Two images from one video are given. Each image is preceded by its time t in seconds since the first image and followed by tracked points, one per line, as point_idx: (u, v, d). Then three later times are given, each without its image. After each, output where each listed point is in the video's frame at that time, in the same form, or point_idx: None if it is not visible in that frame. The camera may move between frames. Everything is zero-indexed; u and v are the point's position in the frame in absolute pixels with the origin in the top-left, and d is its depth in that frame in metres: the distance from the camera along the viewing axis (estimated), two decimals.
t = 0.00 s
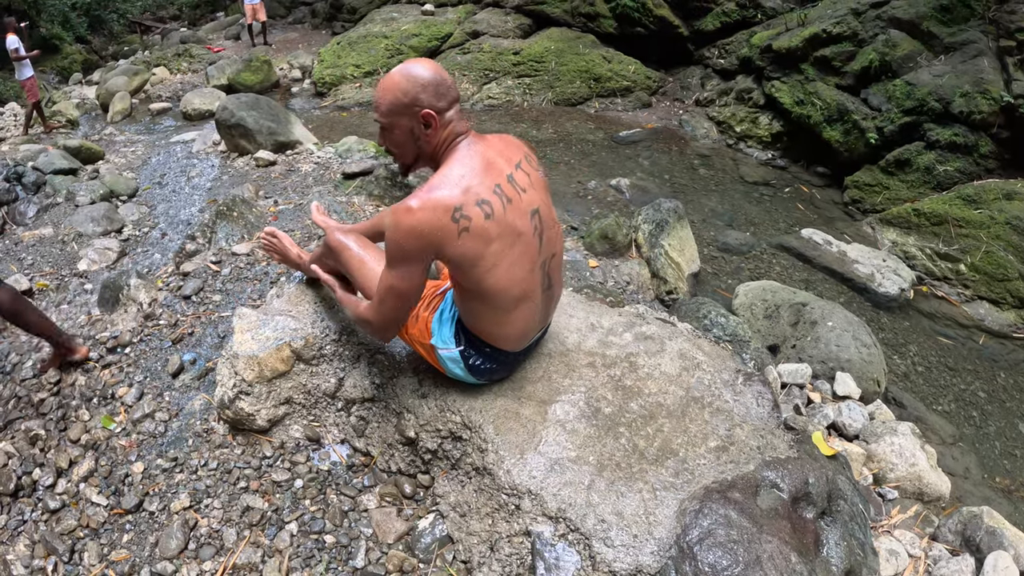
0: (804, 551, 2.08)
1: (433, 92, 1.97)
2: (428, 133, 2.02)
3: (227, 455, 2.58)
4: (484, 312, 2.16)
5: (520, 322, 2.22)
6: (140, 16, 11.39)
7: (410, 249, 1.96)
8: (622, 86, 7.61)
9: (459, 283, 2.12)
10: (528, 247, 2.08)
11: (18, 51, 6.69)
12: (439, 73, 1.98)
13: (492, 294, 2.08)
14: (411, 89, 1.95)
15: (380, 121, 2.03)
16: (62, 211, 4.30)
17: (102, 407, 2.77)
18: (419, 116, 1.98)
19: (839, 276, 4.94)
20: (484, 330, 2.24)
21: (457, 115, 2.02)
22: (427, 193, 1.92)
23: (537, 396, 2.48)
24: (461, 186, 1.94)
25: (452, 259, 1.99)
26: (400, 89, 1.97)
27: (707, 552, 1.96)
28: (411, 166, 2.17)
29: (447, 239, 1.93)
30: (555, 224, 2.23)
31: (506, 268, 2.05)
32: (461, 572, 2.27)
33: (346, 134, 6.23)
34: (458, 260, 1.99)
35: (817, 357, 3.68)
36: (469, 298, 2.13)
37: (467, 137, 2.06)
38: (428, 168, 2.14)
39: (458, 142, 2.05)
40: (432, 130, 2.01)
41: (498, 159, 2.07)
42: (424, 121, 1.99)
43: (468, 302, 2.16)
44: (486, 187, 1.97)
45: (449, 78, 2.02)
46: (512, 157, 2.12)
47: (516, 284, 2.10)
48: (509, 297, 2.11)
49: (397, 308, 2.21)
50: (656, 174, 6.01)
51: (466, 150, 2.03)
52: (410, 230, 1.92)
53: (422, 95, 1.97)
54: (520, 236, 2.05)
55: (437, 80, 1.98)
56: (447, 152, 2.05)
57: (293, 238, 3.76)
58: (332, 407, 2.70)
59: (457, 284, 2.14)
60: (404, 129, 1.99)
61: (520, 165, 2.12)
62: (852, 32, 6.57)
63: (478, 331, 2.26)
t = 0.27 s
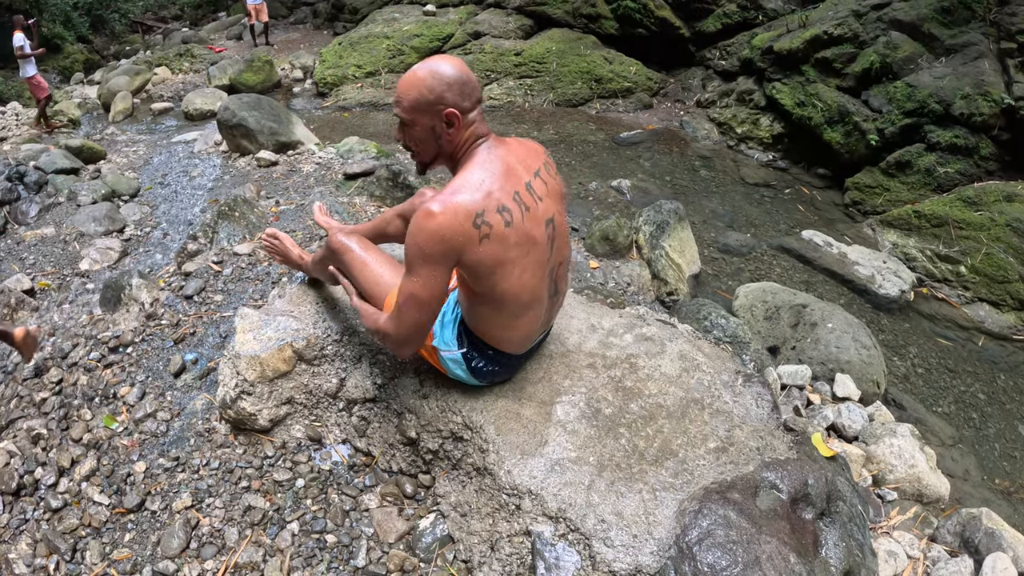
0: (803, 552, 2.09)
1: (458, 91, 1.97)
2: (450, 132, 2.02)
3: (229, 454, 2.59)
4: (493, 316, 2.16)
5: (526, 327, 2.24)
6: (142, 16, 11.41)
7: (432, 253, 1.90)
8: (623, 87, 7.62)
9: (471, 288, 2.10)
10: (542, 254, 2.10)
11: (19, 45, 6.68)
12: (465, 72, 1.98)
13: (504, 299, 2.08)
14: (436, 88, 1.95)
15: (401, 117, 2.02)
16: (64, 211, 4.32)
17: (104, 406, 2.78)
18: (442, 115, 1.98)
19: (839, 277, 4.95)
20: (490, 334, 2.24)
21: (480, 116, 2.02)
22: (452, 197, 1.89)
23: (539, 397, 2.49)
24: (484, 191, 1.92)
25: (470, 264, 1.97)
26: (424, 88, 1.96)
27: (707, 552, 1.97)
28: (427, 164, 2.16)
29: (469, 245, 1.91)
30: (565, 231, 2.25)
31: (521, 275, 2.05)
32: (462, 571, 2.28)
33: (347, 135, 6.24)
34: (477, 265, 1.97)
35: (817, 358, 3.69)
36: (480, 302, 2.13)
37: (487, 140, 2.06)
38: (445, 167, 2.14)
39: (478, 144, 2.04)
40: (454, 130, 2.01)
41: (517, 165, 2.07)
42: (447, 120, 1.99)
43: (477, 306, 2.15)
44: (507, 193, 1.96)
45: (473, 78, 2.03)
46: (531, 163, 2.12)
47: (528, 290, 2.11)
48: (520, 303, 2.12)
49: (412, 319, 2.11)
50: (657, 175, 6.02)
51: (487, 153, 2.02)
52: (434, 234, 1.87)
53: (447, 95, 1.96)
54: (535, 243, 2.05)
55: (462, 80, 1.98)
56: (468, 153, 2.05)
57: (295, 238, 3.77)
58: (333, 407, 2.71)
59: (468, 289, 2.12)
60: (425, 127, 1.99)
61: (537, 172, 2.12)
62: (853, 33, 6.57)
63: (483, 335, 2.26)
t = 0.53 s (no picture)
0: (802, 553, 2.09)
1: (486, 91, 1.93)
2: (473, 134, 1.98)
3: (230, 454, 2.59)
4: (501, 321, 2.17)
5: (532, 332, 2.26)
6: (143, 15, 11.43)
7: (455, 257, 1.88)
8: (624, 88, 7.63)
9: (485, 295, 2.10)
10: (554, 261, 2.11)
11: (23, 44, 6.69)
12: (493, 71, 1.94)
13: (516, 304, 2.10)
14: (465, 87, 1.90)
15: (424, 112, 1.97)
16: (65, 210, 4.32)
17: (105, 406, 2.78)
18: (469, 115, 1.94)
19: (839, 279, 4.95)
20: (497, 339, 2.25)
21: (506, 118, 1.99)
22: (478, 202, 1.88)
23: (539, 398, 2.49)
24: (508, 197, 1.92)
25: (490, 271, 1.96)
26: (452, 86, 1.91)
27: (706, 553, 1.97)
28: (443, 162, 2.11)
29: (493, 251, 1.91)
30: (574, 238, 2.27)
31: (535, 281, 2.07)
32: (462, 571, 2.28)
33: (348, 135, 6.25)
34: (496, 271, 1.97)
35: (817, 359, 3.69)
36: (492, 308, 2.13)
37: (509, 143, 2.05)
38: (464, 167, 2.10)
39: (500, 148, 2.03)
40: (478, 131, 1.98)
41: (537, 172, 2.06)
42: (473, 120, 1.95)
43: (487, 310, 2.15)
44: (529, 201, 1.97)
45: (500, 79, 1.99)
46: (551, 171, 2.11)
47: (538, 297, 2.13)
48: (530, 309, 2.14)
49: (436, 329, 2.04)
50: (658, 176, 6.02)
51: (510, 158, 2.01)
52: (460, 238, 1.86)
53: (476, 95, 1.92)
54: (550, 250, 2.07)
55: (491, 80, 1.93)
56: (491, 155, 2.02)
57: (296, 238, 3.77)
58: (334, 407, 2.72)
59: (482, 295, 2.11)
60: (449, 124, 1.94)
61: (556, 179, 2.12)
62: (854, 34, 6.57)
63: (489, 339, 2.27)
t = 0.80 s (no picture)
0: (801, 554, 2.09)
1: (505, 93, 1.92)
2: (489, 136, 1.97)
3: (230, 453, 2.60)
4: (513, 326, 2.16)
5: (538, 336, 2.26)
6: (144, 15, 11.44)
7: (479, 263, 1.85)
8: (624, 88, 7.63)
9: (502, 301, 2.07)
10: (568, 267, 2.11)
11: (27, 43, 6.70)
12: (512, 74, 1.93)
13: (529, 310, 2.08)
14: (484, 88, 1.89)
15: (441, 113, 1.96)
16: (66, 209, 4.33)
17: (105, 405, 2.78)
18: (486, 116, 1.93)
19: (839, 279, 4.95)
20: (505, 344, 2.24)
21: (522, 121, 1.98)
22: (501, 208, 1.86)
23: (539, 398, 2.49)
24: (529, 203, 1.90)
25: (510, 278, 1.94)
26: (471, 88, 1.90)
27: (705, 553, 1.97)
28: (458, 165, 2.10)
29: (515, 258, 1.88)
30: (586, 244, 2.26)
31: (550, 287, 2.06)
32: (461, 571, 2.28)
33: (349, 135, 6.25)
34: (517, 278, 1.94)
35: (817, 360, 3.69)
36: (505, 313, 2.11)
37: (527, 147, 2.03)
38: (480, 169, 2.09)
39: (518, 151, 2.01)
40: (495, 133, 1.96)
41: (556, 177, 2.04)
42: (490, 122, 1.94)
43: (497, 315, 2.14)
44: (549, 207, 1.95)
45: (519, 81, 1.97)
46: (568, 176, 2.09)
47: (550, 303, 2.12)
48: (541, 315, 2.14)
49: (471, 341, 1.98)
50: (659, 176, 6.02)
51: (529, 162, 1.99)
52: (485, 244, 1.83)
53: (494, 97, 1.91)
54: (566, 256, 2.06)
55: (510, 82, 1.92)
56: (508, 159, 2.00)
57: (296, 237, 3.78)
58: (333, 406, 2.72)
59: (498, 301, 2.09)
60: (466, 125, 1.93)
61: (573, 185, 2.11)
62: (855, 35, 6.57)
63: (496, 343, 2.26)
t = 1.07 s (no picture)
0: (800, 554, 2.08)
1: (534, 98, 1.88)
2: (512, 141, 1.95)
3: (229, 452, 2.59)
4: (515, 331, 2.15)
5: (541, 344, 2.26)
6: (145, 15, 11.45)
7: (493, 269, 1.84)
8: (625, 88, 7.62)
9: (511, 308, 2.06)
10: (577, 277, 2.11)
11: (35, 42, 6.75)
12: (542, 80, 1.90)
13: (537, 319, 2.08)
14: (512, 91, 1.86)
15: (467, 112, 1.93)
16: (66, 208, 4.33)
17: (105, 404, 2.78)
18: (512, 119, 1.90)
19: (840, 280, 4.95)
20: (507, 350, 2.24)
21: (548, 127, 1.95)
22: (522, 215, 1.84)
23: (539, 398, 2.48)
24: (550, 213, 1.89)
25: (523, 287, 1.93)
26: (500, 90, 1.87)
27: (704, 554, 1.97)
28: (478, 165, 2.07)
29: (531, 267, 1.88)
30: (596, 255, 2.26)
31: (558, 296, 2.06)
32: (460, 571, 2.28)
33: (349, 134, 6.25)
34: (529, 287, 1.94)
35: (817, 361, 3.69)
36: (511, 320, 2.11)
37: (551, 154, 2.00)
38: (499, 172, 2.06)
39: (541, 158, 1.98)
40: (519, 137, 1.94)
41: (576, 188, 2.03)
42: (516, 125, 1.91)
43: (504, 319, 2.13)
44: (567, 218, 1.94)
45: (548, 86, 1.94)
46: (588, 187, 2.09)
47: (557, 312, 2.12)
48: (548, 324, 2.14)
49: (479, 343, 1.99)
50: (659, 177, 6.02)
51: (550, 171, 1.97)
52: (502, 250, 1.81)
53: (522, 102, 1.88)
54: (577, 267, 2.06)
55: (539, 87, 1.88)
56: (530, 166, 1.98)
57: (296, 237, 3.78)
58: (333, 406, 2.72)
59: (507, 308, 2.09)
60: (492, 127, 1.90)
61: (592, 197, 2.09)
62: (856, 36, 6.57)
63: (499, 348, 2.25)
